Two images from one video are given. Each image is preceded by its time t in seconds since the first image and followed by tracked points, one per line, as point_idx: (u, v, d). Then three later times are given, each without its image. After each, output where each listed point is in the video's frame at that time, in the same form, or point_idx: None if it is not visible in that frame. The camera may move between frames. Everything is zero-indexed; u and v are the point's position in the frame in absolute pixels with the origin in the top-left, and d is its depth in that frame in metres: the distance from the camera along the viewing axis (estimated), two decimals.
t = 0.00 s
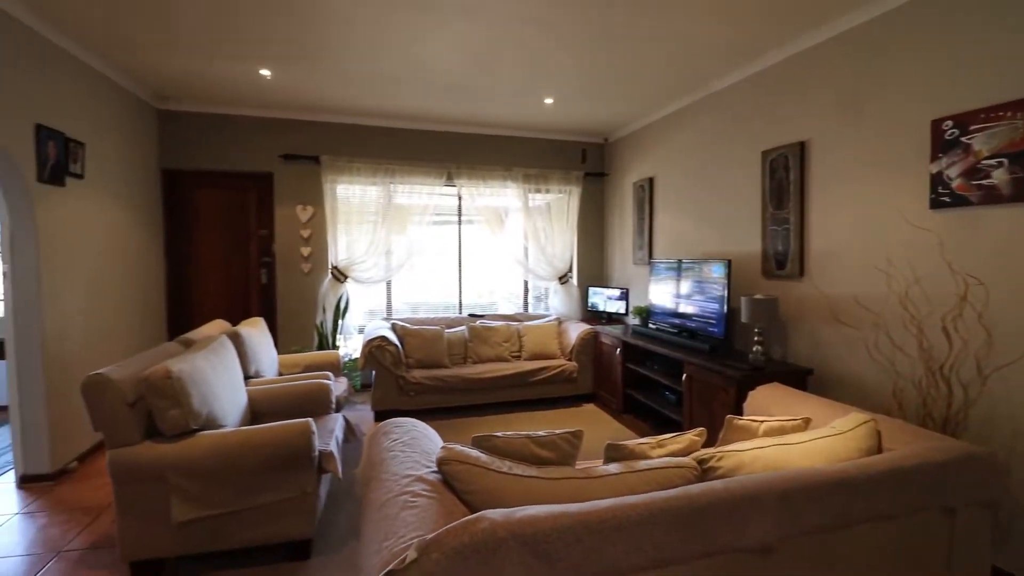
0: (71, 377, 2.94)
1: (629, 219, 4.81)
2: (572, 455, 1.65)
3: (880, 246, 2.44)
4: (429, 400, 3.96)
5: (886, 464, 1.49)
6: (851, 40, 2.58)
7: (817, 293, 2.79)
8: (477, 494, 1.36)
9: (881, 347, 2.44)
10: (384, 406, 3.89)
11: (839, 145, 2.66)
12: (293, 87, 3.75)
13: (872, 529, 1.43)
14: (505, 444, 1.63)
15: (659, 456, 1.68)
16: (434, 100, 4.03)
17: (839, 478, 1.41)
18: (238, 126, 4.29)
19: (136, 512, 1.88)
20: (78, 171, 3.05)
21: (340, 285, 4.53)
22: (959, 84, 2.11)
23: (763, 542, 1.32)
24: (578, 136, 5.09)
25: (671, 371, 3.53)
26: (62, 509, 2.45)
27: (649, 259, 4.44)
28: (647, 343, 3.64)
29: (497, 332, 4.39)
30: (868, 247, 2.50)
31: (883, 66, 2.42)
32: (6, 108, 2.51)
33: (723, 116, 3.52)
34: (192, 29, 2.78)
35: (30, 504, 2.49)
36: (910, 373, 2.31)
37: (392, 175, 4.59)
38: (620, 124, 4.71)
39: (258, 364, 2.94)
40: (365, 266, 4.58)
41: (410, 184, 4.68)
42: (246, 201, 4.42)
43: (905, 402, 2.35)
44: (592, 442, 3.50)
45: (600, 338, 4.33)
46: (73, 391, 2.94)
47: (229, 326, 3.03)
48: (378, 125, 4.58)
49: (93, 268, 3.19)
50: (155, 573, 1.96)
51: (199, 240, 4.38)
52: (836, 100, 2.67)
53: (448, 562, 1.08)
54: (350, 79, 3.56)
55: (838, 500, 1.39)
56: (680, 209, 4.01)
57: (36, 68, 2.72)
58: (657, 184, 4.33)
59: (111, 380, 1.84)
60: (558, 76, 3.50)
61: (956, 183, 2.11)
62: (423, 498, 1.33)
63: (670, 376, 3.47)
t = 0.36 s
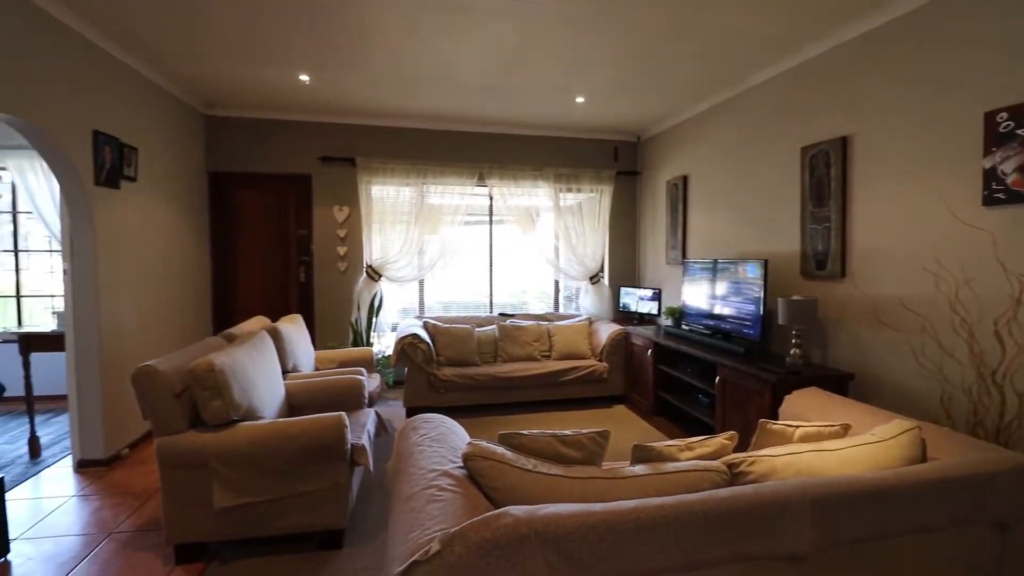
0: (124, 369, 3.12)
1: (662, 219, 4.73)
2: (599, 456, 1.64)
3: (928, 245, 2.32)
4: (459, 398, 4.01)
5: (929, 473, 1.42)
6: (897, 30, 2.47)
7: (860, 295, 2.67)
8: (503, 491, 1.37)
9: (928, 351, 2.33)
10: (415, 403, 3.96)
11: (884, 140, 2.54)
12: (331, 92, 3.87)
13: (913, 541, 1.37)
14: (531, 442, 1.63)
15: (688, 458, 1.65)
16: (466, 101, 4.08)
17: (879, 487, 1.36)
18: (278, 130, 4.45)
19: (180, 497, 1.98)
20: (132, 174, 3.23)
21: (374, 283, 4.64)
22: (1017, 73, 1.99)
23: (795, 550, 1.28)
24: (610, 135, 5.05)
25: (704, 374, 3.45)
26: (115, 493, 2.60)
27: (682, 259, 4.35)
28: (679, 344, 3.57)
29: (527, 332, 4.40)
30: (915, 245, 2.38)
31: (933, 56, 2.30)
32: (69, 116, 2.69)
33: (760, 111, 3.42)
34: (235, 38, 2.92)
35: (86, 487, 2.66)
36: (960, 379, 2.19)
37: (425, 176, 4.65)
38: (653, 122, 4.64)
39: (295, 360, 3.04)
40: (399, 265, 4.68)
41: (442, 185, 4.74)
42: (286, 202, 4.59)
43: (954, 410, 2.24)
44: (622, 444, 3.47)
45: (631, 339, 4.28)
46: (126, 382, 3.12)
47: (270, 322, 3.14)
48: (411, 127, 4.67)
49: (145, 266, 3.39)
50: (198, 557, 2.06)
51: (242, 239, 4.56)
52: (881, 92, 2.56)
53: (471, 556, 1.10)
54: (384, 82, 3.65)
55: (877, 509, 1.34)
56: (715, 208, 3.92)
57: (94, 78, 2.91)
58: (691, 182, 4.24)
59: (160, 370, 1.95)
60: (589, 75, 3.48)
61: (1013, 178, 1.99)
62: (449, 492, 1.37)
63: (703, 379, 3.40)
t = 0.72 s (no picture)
0: (162, 363, 3.25)
1: (690, 217, 4.65)
2: (621, 457, 1.62)
3: (973, 245, 2.21)
4: (483, 397, 4.03)
5: (969, 484, 1.35)
6: (941, 18, 2.35)
7: (898, 296, 2.56)
8: (523, 490, 1.37)
9: (971, 356, 2.22)
10: (440, 401, 4.00)
11: (925, 134, 2.43)
12: (359, 94, 3.95)
13: (950, 553, 1.31)
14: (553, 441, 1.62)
15: (713, 462, 1.62)
16: (491, 101, 4.10)
17: (915, 496, 1.30)
18: (309, 132, 4.56)
19: (212, 487, 2.05)
20: (170, 176, 3.36)
21: (401, 282, 4.71)
22: None
23: (822, 558, 1.24)
24: (637, 133, 4.99)
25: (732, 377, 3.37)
26: (152, 482, 2.72)
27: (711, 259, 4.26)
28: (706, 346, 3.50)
29: (551, 331, 4.39)
30: (958, 245, 2.27)
31: (980, 46, 2.19)
32: (111, 121, 2.82)
33: (793, 107, 3.32)
34: (267, 43, 3.00)
35: (127, 476, 2.79)
36: (1006, 385, 2.09)
37: (450, 176, 4.66)
38: (681, 119, 4.57)
39: (323, 356, 3.11)
40: (426, 264, 4.73)
41: (468, 185, 4.77)
42: (315, 203, 4.69)
43: (998, 417, 2.14)
44: (647, 446, 3.42)
45: (657, 340, 4.22)
46: (164, 376, 3.25)
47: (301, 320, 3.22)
48: (438, 127, 4.71)
49: (183, 265, 3.52)
50: (229, 546, 2.13)
51: (273, 239, 4.69)
52: (922, 85, 2.45)
53: (491, 554, 1.10)
54: (410, 84, 3.70)
55: (914, 519, 1.28)
56: (745, 206, 3.82)
57: (135, 85, 3.03)
58: (720, 180, 4.15)
59: (195, 365, 2.03)
60: (615, 73, 3.45)
61: None
62: (469, 490, 1.37)
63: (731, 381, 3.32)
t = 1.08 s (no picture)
0: (188, 359, 3.34)
1: (711, 216, 4.57)
2: (638, 459, 1.60)
3: (1010, 243, 2.12)
4: (501, 396, 4.04)
5: (1003, 492, 1.30)
6: (976, 7, 2.27)
7: (929, 296, 2.48)
8: (538, 489, 1.37)
9: (1007, 359, 2.13)
10: (458, 400, 4.03)
11: (958, 128, 2.34)
12: (380, 95, 3.99)
13: (981, 563, 1.26)
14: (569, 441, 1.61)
15: (733, 465, 1.59)
16: (510, 101, 4.10)
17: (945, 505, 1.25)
18: (330, 133, 4.63)
19: (234, 481, 2.09)
20: (197, 177, 3.45)
21: (420, 281, 4.74)
22: None
23: (845, 565, 1.21)
24: (657, 131, 4.93)
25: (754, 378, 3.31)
26: (178, 476, 2.79)
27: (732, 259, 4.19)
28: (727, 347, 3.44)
29: (570, 331, 4.37)
30: (994, 244, 2.19)
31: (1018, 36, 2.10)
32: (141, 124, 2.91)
33: (819, 102, 3.24)
34: (290, 46, 3.06)
35: (154, 469, 2.87)
36: None
37: (469, 177, 4.68)
38: (702, 116, 4.50)
39: (343, 354, 3.16)
40: (445, 264, 4.75)
41: (486, 185, 4.78)
42: (336, 203, 4.76)
43: None
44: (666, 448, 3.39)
45: (678, 340, 4.16)
46: (189, 372, 3.33)
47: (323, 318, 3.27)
48: (457, 127, 4.73)
49: (209, 264, 3.61)
50: (250, 539, 2.17)
51: (295, 238, 4.77)
52: (955, 77, 2.36)
53: (505, 553, 1.10)
54: (429, 84, 3.72)
55: (944, 528, 1.24)
56: (768, 204, 3.75)
57: (163, 88, 3.12)
58: (742, 178, 4.08)
59: (219, 362, 2.07)
60: (634, 70, 3.41)
61: None
62: (485, 488, 1.38)
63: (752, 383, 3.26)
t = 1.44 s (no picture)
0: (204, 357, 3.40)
1: (727, 216, 4.53)
2: (650, 460, 1.58)
3: None
4: (515, 396, 4.05)
5: None
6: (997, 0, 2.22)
7: (951, 297, 2.41)
8: (548, 489, 1.36)
9: None
10: (473, 401, 4.05)
11: (980, 124, 2.29)
12: (393, 96, 4.03)
13: (1004, 573, 1.22)
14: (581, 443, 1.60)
15: (748, 467, 1.55)
16: (523, 100, 4.11)
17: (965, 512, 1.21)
18: (345, 134, 4.67)
19: (248, 477, 2.12)
20: (214, 177, 3.51)
21: (432, 281, 4.77)
22: None
23: (862, 573, 1.18)
24: (672, 130, 4.90)
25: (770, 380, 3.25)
26: (194, 472, 2.84)
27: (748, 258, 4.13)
28: (743, 347, 3.39)
29: (582, 332, 4.34)
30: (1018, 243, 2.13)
31: None
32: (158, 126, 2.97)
33: (836, 99, 3.19)
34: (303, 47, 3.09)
35: (171, 465, 2.93)
36: None
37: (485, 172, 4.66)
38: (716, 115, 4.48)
39: (357, 353, 3.18)
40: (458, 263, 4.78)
41: (499, 185, 4.78)
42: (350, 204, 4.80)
43: None
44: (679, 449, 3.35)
45: (692, 341, 4.12)
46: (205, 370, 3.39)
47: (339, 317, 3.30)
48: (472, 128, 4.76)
49: (226, 263, 3.67)
50: (263, 535, 2.20)
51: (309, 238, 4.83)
52: (976, 72, 2.31)
53: (513, 553, 1.10)
54: (441, 84, 3.73)
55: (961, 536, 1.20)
56: (785, 204, 3.69)
57: (180, 90, 3.18)
58: (758, 177, 4.02)
59: (234, 359, 2.10)
60: (647, 68, 3.39)
61: None
62: (495, 488, 1.38)
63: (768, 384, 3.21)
